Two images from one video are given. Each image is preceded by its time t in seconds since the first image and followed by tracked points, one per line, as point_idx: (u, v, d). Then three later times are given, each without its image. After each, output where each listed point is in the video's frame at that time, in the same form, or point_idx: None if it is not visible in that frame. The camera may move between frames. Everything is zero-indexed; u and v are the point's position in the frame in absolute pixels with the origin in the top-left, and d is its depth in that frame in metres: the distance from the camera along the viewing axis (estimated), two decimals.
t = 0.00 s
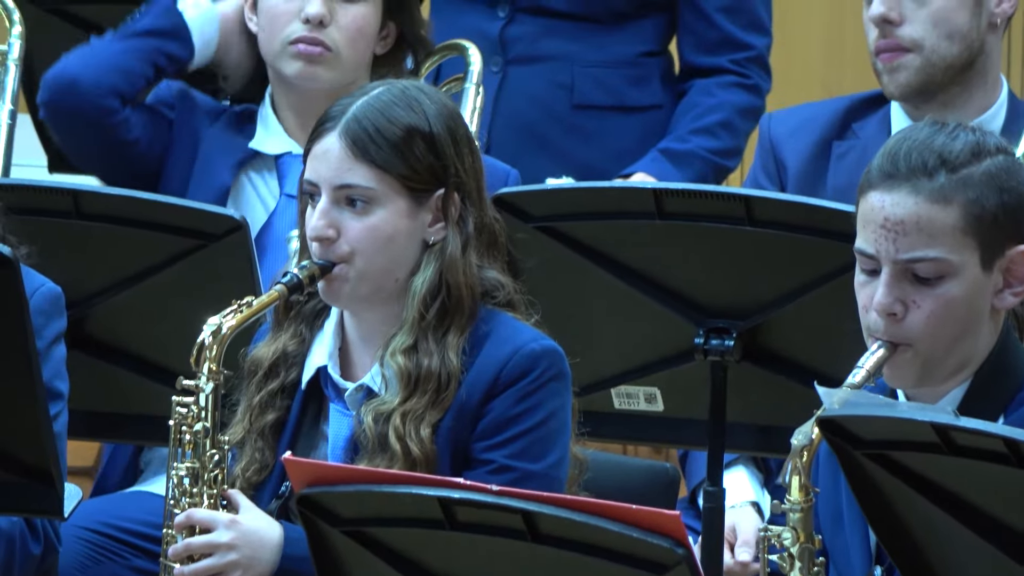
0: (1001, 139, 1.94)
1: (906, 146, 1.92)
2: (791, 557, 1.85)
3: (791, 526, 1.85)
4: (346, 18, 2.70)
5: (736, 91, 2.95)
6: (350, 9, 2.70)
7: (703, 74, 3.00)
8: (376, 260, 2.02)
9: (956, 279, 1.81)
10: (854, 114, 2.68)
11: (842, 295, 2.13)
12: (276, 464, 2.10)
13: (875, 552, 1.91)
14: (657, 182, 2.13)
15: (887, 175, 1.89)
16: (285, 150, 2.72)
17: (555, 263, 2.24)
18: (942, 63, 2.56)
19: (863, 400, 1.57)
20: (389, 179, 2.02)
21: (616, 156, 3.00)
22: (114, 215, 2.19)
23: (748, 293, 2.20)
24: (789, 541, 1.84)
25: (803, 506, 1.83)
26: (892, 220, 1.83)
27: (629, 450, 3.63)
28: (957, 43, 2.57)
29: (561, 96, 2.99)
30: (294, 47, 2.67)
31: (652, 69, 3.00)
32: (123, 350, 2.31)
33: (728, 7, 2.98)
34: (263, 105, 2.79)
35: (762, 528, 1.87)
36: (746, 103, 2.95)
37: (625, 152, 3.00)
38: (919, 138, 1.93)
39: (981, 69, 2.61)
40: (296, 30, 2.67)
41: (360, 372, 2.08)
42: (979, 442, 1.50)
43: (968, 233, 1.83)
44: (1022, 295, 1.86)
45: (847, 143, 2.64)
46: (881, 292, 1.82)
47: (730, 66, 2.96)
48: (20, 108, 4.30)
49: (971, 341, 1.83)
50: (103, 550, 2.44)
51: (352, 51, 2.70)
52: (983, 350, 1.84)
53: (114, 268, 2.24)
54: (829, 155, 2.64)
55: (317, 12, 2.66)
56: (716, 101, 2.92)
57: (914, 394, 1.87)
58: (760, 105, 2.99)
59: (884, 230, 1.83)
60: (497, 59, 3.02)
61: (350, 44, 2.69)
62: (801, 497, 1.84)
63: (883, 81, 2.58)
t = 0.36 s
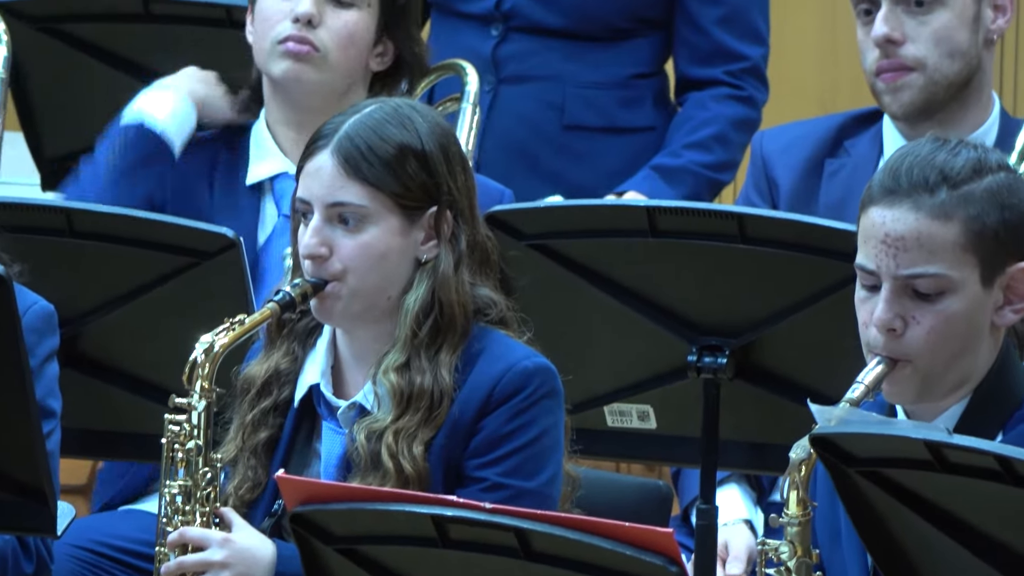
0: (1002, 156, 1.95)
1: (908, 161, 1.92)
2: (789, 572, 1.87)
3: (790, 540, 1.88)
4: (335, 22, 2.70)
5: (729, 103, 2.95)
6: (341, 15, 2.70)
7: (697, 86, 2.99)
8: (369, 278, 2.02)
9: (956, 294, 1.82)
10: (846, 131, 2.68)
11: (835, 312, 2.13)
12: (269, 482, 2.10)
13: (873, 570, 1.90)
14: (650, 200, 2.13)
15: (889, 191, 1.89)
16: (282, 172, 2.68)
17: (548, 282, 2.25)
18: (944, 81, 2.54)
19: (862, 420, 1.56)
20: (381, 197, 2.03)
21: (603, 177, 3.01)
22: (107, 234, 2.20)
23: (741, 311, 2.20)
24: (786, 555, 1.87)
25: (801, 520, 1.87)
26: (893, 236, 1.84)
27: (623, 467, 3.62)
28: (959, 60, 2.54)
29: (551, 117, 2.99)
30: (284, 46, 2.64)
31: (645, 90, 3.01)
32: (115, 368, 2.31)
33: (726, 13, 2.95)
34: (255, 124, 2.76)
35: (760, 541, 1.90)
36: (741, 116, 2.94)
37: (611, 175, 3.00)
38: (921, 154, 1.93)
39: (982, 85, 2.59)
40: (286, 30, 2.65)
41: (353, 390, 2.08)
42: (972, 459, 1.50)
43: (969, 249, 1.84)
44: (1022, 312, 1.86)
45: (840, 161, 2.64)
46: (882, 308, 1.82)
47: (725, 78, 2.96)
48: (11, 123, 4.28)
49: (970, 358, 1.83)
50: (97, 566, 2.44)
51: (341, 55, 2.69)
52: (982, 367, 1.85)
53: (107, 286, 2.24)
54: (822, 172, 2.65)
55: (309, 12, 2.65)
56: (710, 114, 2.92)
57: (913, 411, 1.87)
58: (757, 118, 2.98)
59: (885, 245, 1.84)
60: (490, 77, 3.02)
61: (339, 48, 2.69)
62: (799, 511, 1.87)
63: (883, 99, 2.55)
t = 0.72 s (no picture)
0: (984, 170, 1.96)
1: (890, 176, 1.93)
2: None
3: (775, 556, 1.88)
4: (310, 50, 2.63)
5: (715, 121, 2.95)
6: (315, 41, 2.64)
7: (686, 104, 3.00)
8: (358, 294, 2.02)
9: (939, 309, 1.84)
10: (834, 147, 2.68)
11: (823, 328, 2.14)
12: (258, 497, 2.10)
13: None
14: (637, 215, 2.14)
15: (872, 206, 1.90)
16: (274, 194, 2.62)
17: (538, 298, 2.25)
18: (935, 94, 2.54)
19: (844, 433, 1.59)
20: (370, 213, 2.03)
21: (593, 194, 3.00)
22: (96, 250, 2.20)
23: (728, 327, 2.21)
24: (771, 571, 1.87)
25: (785, 535, 1.87)
26: (875, 251, 1.85)
27: (611, 483, 3.62)
28: (950, 74, 2.54)
29: (539, 134, 2.99)
30: (263, 87, 2.59)
31: (634, 107, 3.00)
32: (103, 384, 2.31)
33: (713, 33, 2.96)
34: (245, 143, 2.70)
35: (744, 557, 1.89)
36: (728, 133, 2.95)
37: (602, 190, 3.00)
38: (903, 169, 1.94)
39: (972, 99, 2.59)
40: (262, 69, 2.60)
41: (341, 406, 2.08)
42: (960, 475, 1.51)
43: (952, 264, 1.85)
44: (1005, 325, 1.88)
45: (828, 176, 2.65)
46: (865, 323, 1.83)
47: (713, 96, 2.97)
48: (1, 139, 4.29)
49: (954, 374, 1.85)
50: None
51: (322, 82, 2.62)
52: (967, 381, 1.86)
53: (96, 302, 2.24)
54: (810, 187, 2.65)
55: (281, 47, 2.60)
56: (697, 132, 2.93)
57: (898, 426, 1.89)
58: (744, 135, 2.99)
59: (867, 261, 1.85)
60: (478, 93, 2.99)
61: (318, 74, 2.62)
62: (784, 527, 1.87)
63: (873, 112, 2.55)
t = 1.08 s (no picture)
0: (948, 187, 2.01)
1: (854, 196, 1.98)
2: None
3: None
4: (287, 73, 2.61)
5: (707, 138, 2.96)
6: (292, 63, 2.62)
7: (678, 119, 3.00)
8: (350, 311, 2.02)
9: (909, 325, 1.88)
10: (826, 163, 2.69)
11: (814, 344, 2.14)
12: (250, 512, 2.10)
13: None
14: (630, 231, 2.14)
15: (837, 225, 1.94)
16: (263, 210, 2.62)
17: (530, 312, 2.25)
18: (927, 103, 2.54)
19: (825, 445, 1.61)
20: (363, 227, 2.03)
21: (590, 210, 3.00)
22: (89, 265, 2.20)
23: (719, 343, 2.21)
24: None
25: (759, 558, 1.83)
26: (842, 269, 1.88)
27: (603, 499, 3.62)
28: (942, 83, 2.55)
29: (540, 150, 2.99)
30: (247, 119, 2.57)
31: (631, 124, 3.00)
32: (97, 400, 2.31)
33: (710, 46, 2.96)
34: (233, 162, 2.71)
35: None
36: (718, 150, 2.96)
37: (600, 207, 3.00)
38: (868, 188, 1.98)
39: (965, 110, 2.59)
40: (242, 101, 2.58)
41: (333, 420, 2.08)
42: (952, 490, 1.52)
43: (920, 279, 1.89)
44: (975, 341, 1.92)
45: (819, 190, 2.65)
46: (835, 341, 1.87)
47: (704, 112, 2.97)
48: None
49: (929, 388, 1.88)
50: None
51: (304, 102, 2.60)
52: (941, 395, 1.89)
53: (89, 317, 2.24)
54: (802, 203, 2.65)
55: (257, 76, 2.58)
56: (687, 150, 2.94)
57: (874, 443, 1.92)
58: (735, 151, 3.00)
59: (835, 279, 1.88)
60: (478, 109, 3.00)
61: (299, 96, 2.60)
62: (757, 550, 1.84)
63: (864, 121, 2.55)
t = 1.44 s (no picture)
0: (920, 199, 2.02)
1: (828, 208, 1.98)
2: None
3: None
4: (286, 89, 2.61)
5: (701, 154, 2.96)
6: (290, 79, 2.62)
7: (673, 134, 3.00)
8: (343, 323, 2.02)
9: (884, 338, 1.88)
10: (821, 175, 2.69)
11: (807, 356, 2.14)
12: (243, 525, 2.10)
13: None
14: (625, 244, 2.15)
15: (811, 238, 1.94)
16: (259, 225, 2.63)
17: (524, 323, 2.25)
18: (923, 117, 2.54)
19: (816, 458, 1.60)
20: (355, 241, 2.03)
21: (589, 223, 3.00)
22: (85, 278, 2.21)
23: (711, 357, 2.21)
24: None
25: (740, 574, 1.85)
26: (817, 283, 1.89)
27: (599, 513, 3.61)
28: (937, 96, 2.55)
29: (538, 163, 2.99)
30: (245, 136, 2.58)
31: (630, 138, 3.00)
32: (90, 413, 2.31)
33: (709, 59, 2.96)
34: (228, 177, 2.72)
35: None
36: (711, 165, 2.96)
37: (598, 220, 2.99)
38: (841, 201, 1.99)
39: (959, 123, 2.60)
40: (241, 116, 2.59)
41: (325, 432, 2.08)
42: (947, 503, 1.52)
43: (895, 292, 1.90)
44: (951, 352, 1.93)
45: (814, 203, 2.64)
46: (811, 355, 1.87)
47: (697, 126, 2.97)
48: None
49: (903, 401, 1.89)
50: None
51: (303, 120, 2.60)
52: (918, 406, 1.91)
53: (84, 329, 2.25)
54: (798, 215, 2.65)
55: (255, 94, 2.58)
56: (680, 167, 2.94)
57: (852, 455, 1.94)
58: (729, 165, 3.00)
59: (810, 292, 1.89)
60: (476, 123, 3.00)
61: (298, 113, 2.60)
62: (738, 566, 1.85)
63: (860, 134, 2.54)
